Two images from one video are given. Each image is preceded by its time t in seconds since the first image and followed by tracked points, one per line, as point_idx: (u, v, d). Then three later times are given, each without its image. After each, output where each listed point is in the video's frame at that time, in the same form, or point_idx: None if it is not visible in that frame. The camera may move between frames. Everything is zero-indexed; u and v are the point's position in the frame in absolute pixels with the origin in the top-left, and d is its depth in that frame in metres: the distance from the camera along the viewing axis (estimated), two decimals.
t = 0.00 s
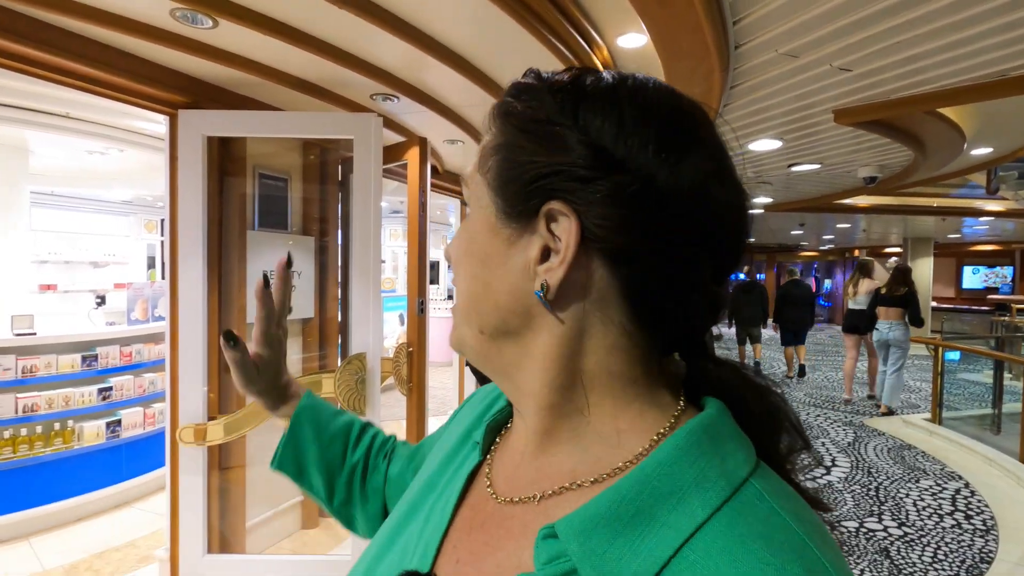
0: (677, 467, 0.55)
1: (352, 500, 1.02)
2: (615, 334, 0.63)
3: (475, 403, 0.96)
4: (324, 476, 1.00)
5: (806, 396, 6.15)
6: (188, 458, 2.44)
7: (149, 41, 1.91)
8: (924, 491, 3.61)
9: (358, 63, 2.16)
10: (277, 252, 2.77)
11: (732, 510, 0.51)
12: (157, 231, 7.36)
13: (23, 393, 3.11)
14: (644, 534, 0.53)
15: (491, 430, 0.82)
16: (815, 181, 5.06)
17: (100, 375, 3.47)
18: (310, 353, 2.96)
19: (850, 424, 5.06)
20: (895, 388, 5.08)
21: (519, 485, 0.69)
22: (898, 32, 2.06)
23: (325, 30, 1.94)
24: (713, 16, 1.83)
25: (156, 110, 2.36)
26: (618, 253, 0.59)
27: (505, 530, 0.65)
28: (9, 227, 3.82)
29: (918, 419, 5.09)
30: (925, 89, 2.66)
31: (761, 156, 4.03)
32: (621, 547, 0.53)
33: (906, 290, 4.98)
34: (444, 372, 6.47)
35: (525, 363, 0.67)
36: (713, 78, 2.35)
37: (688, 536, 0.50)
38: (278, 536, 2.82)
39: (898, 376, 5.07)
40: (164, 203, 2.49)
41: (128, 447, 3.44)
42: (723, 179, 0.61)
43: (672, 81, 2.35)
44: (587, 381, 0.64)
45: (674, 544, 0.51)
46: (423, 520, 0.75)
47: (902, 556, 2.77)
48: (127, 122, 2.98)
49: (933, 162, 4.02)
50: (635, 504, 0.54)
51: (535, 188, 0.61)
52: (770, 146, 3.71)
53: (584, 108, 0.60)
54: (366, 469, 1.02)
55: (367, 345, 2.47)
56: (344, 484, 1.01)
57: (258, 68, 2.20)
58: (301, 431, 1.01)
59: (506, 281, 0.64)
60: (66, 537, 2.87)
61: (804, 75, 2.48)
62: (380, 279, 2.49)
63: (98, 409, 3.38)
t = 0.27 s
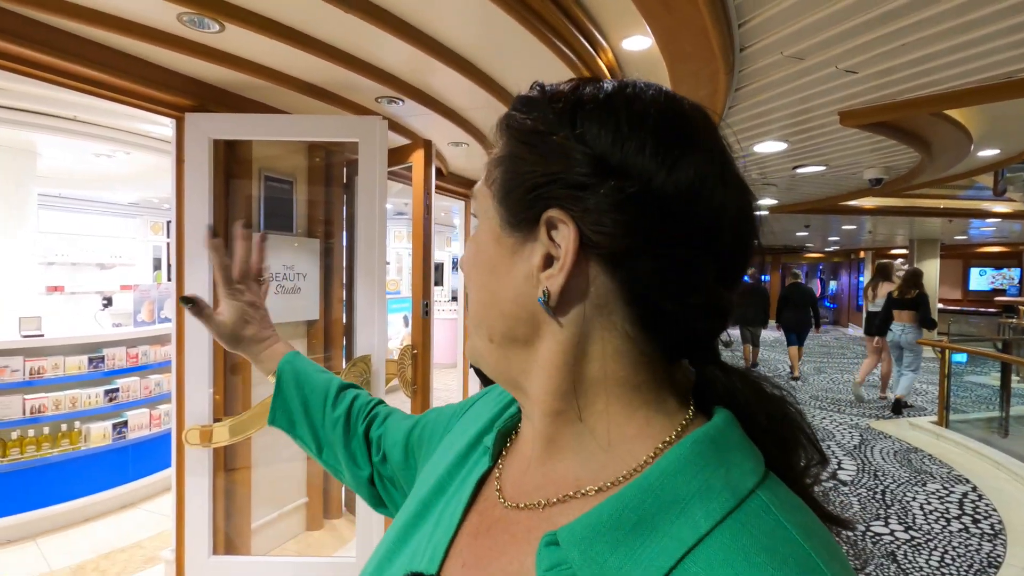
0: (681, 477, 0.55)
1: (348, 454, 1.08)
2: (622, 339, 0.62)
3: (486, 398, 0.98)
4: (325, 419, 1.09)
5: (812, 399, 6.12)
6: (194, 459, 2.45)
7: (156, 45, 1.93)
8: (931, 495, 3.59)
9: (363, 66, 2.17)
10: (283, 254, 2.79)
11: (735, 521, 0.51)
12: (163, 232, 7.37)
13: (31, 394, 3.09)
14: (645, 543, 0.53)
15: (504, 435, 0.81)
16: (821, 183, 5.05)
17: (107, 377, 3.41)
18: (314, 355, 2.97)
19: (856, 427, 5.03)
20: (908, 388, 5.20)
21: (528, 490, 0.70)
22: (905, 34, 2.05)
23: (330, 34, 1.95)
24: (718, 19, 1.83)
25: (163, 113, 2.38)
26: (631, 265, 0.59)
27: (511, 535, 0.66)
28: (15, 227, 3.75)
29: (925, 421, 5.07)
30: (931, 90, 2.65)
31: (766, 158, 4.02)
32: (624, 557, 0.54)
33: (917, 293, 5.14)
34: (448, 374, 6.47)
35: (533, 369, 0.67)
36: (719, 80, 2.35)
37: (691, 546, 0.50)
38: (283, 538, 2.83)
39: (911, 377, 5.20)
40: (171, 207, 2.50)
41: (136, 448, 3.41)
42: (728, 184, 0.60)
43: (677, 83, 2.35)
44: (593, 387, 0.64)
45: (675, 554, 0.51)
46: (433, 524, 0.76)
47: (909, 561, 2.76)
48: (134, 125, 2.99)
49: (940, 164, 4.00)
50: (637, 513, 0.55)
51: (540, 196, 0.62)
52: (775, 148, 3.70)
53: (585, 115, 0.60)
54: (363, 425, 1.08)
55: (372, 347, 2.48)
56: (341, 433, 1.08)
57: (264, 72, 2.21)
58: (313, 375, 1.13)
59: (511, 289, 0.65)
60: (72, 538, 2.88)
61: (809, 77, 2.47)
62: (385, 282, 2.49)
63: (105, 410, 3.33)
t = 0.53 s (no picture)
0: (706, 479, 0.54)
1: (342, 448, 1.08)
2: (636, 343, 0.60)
3: (489, 397, 0.96)
4: (321, 415, 1.09)
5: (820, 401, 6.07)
6: (202, 459, 2.46)
7: (166, 47, 1.94)
8: (943, 498, 3.55)
9: (371, 67, 2.16)
10: (290, 255, 2.80)
11: (762, 526, 0.50)
12: (173, 233, 7.43)
13: (42, 393, 3.11)
14: (674, 549, 0.52)
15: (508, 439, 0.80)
16: (831, 184, 5.01)
17: (116, 377, 3.41)
18: (322, 355, 2.98)
19: (865, 429, 4.99)
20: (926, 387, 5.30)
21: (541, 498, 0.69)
22: (918, 32, 2.02)
23: (337, 35, 1.94)
24: (727, 18, 1.82)
25: (172, 114, 2.39)
26: (650, 264, 0.59)
27: (531, 543, 0.64)
28: (25, 227, 3.75)
29: (936, 424, 5.02)
30: (944, 89, 2.62)
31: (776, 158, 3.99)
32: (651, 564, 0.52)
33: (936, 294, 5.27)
34: (455, 374, 6.48)
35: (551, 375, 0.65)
36: (729, 80, 2.33)
37: (720, 551, 0.49)
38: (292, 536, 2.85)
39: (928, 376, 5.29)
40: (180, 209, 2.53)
41: (145, 447, 3.43)
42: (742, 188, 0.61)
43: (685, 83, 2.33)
44: (616, 391, 0.62)
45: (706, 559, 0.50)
46: (440, 530, 0.75)
47: (921, 566, 2.72)
48: (144, 126, 3.01)
49: (952, 164, 3.95)
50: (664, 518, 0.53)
51: (554, 194, 0.60)
52: (785, 148, 3.67)
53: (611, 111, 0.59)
54: (358, 422, 1.07)
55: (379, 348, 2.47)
56: (339, 425, 1.07)
57: (272, 73, 2.22)
58: (310, 372, 1.12)
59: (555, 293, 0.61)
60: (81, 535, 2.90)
61: (819, 76, 2.45)
62: (392, 282, 2.49)
63: (114, 410, 3.35)
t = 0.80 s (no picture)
0: (712, 476, 0.56)
1: (328, 469, 1.07)
2: (663, 350, 0.58)
3: (463, 410, 0.96)
4: (309, 435, 1.09)
5: (835, 404, 5.99)
6: (216, 459, 2.48)
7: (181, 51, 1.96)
8: (963, 504, 3.47)
9: (383, 69, 2.17)
10: (303, 257, 2.81)
11: (770, 514, 0.52)
12: (188, 235, 7.49)
13: (61, 393, 3.12)
14: (695, 547, 0.52)
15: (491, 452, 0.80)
16: (846, 184, 4.95)
17: (133, 377, 3.43)
18: (334, 356, 3.00)
19: (882, 433, 4.91)
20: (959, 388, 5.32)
21: (541, 511, 0.69)
22: (938, 29, 1.98)
23: (350, 38, 1.95)
24: (742, 17, 1.80)
25: (187, 117, 2.42)
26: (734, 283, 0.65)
27: (540, 549, 0.63)
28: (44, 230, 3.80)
29: (954, 427, 4.92)
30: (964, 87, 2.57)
31: (790, 158, 3.95)
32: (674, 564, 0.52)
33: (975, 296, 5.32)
34: (466, 375, 6.48)
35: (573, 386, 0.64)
36: (744, 79, 2.30)
37: (738, 543, 0.50)
38: (303, 538, 2.84)
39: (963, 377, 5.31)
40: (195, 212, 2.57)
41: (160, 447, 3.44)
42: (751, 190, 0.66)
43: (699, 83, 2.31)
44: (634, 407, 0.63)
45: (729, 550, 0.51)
46: (434, 551, 0.72)
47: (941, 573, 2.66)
48: (159, 129, 3.04)
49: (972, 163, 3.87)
50: (680, 516, 0.54)
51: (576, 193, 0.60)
52: (799, 148, 3.63)
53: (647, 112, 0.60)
54: (346, 441, 1.07)
55: (392, 349, 2.48)
56: (322, 445, 1.07)
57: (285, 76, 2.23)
58: (300, 393, 1.13)
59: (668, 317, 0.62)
60: (97, 534, 2.93)
61: (835, 75, 2.41)
62: (404, 284, 2.49)
63: (130, 409, 3.35)
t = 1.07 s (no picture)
0: (755, 494, 0.54)
1: (323, 492, 0.98)
2: (707, 359, 0.56)
3: (465, 426, 0.92)
4: (299, 456, 0.99)
5: (858, 410, 5.86)
6: (236, 460, 2.49)
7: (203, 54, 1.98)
8: (994, 513, 3.37)
9: (402, 71, 2.17)
10: (321, 258, 2.83)
11: (821, 527, 0.50)
12: (208, 237, 7.60)
13: (85, 392, 3.14)
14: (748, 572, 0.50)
15: (504, 473, 0.76)
16: (869, 185, 4.85)
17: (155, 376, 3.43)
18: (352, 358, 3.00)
19: (908, 439, 4.78)
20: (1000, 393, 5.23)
21: (574, 539, 0.65)
22: (971, 25, 1.92)
23: (370, 39, 1.95)
24: (767, 14, 1.76)
25: (210, 121, 2.44)
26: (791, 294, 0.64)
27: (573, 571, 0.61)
28: (71, 232, 3.88)
29: (983, 434, 4.78)
30: (997, 84, 2.49)
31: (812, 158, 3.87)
32: None
33: None
34: (482, 377, 6.48)
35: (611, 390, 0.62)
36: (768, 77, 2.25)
37: (793, 562, 0.48)
38: (320, 539, 2.80)
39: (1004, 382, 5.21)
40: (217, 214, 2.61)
41: (182, 446, 3.44)
42: (792, 186, 0.62)
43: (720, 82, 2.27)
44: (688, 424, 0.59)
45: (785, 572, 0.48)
46: None
47: None
48: (181, 133, 3.09)
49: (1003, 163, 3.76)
50: (727, 538, 0.51)
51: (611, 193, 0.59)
52: (823, 148, 3.55)
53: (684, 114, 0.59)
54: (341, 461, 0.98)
55: (410, 351, 2.46)
56: (317, 465, 0.98)
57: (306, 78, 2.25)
58: (288, 410, 1.03)
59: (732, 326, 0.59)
60: (120, 532, 2.96)
61: (862, 73, 2.35)
62: (423, 286, 2.48)
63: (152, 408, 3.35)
